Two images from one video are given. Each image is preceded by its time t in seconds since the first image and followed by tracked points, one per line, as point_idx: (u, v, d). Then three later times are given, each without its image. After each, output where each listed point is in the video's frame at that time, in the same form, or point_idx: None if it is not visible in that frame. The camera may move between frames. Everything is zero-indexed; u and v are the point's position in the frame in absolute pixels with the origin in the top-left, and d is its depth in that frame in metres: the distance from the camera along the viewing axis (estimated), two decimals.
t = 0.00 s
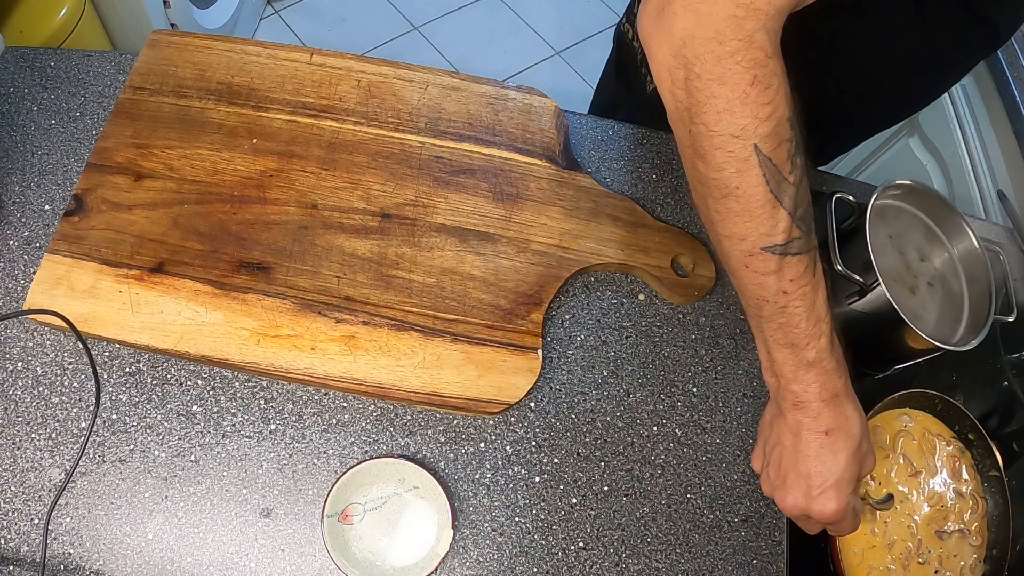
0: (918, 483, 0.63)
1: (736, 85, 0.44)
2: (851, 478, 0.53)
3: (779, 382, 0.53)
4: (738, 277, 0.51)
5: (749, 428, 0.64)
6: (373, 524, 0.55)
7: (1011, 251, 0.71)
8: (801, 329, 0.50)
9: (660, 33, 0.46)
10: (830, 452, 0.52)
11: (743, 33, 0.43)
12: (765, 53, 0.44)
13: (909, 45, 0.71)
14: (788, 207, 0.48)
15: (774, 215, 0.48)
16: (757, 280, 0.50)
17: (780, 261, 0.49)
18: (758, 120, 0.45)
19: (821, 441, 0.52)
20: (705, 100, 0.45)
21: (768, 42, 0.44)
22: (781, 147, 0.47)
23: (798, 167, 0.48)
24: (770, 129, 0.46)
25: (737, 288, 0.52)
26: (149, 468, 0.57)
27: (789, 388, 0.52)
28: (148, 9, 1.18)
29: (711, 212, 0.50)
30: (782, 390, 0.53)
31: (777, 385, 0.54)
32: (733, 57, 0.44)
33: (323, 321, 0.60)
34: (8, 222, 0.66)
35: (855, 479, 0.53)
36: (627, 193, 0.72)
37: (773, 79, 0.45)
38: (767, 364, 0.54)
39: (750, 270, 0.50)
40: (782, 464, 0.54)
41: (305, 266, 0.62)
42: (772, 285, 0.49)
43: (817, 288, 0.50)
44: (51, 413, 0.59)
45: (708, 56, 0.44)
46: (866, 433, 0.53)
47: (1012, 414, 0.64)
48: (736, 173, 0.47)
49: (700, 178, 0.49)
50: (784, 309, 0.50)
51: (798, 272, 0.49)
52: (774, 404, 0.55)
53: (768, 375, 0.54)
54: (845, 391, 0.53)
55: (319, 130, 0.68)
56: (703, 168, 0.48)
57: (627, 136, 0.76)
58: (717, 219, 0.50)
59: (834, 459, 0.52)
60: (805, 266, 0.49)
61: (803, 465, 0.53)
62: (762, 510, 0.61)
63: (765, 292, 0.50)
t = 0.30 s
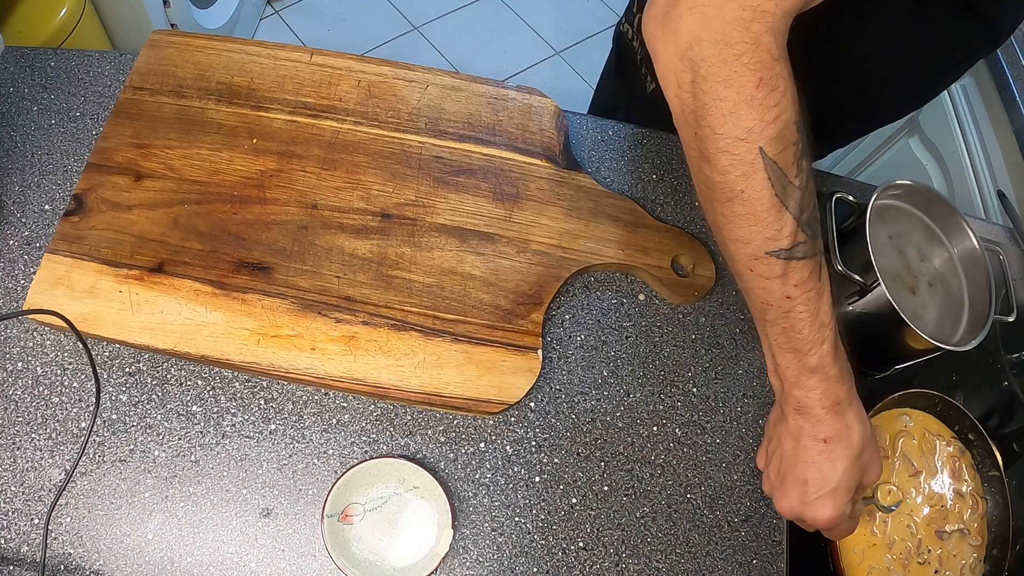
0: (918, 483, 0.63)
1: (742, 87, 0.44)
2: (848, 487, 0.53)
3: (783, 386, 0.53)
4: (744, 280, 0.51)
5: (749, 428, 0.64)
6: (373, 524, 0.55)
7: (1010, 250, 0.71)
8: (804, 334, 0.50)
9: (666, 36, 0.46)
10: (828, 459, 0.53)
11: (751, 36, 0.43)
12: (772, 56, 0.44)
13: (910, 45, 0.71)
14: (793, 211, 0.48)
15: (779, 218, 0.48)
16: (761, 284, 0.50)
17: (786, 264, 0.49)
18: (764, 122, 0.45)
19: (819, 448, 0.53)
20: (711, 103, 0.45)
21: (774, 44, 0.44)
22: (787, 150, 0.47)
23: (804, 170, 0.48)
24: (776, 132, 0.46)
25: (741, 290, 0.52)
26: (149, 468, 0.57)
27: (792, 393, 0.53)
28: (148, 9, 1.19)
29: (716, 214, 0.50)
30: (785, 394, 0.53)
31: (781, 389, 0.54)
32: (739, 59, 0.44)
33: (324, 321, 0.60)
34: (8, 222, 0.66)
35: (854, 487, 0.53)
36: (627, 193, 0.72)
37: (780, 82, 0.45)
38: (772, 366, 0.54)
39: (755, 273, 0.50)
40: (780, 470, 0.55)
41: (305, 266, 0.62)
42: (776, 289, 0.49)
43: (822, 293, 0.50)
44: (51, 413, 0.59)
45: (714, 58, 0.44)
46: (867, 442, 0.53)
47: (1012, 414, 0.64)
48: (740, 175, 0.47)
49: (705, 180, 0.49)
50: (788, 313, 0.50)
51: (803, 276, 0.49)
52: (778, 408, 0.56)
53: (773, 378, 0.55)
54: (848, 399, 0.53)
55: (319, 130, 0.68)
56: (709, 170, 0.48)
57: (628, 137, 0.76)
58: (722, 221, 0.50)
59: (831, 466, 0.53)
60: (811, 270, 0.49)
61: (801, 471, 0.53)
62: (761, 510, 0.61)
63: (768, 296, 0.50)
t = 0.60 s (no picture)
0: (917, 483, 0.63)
1: (736, 80, 0.44)
2: (859, 490, 0.53)
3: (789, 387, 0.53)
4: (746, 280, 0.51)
5: (749, 428, 0.64)
6: (373, 524, 0.55)
7: (1011, 250, 0.71)
8: (808, 333, 0.50)
9: (657, 30, 0.46)
10: (838, 462, 0.52)
11: (743, 28, 0.43)
12: (765, 48, 0.44)
13: (910, 46, 0.71)
14: (793, 205, 0.48)
15: (780, 214, 0.48)
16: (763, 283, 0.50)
17: (787, 262, 0.48)
18: (760, 116, 0.45)
19: (827, 450, 0.53)
20: (705, 98, 0.45)
21: (767, 36, 0.44)
22: (785, 144, 0.46)
23: (803, 164, 0.48)
24: (774, 124, 0.46)
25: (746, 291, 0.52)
26: (149, 468, 0.57)
27: (799, 394, 0.53)
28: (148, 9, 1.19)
29: (715, 214, 0.50)
30: (792, 396, 0.54)
31: (788, 390, 0.54)
32: (732, 52, 0.44)
33: (324, 321, 0.60)
34: (9, 222, 0.66)
35: (866, 489, 0.53)
36: (627, 193, 0.72)
37: (775, 74, 0.44)
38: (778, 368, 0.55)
39: (757, 271, 0.49)
40: (790, 475, 0.55)
41: (305, 266, 0.62)
42: (779, 288, 0.49)
43: (826, 289, 0.50)
44: (51, 413, 0.59)
45: (707, 52, 0.44)
46: (877, 443, 0.53)
47: (1012, 414, 0.64)
48: (737, 170, 0.47)
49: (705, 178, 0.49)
50: (792, 312, 0.50)
51: (806, 273, 0.49)
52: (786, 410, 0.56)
53: (779, 380, 0.55)
54: (856, 399, 0.52)
55: (319, 130, 0.68)
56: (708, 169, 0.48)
57: (628, 137, 0.76)
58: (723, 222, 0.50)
59: (840, 468, 0.53)
60: (813, 266, 0.49)
61: (811, 475, 0.53)
62: (761, 510, 0.61)
63: (772, 295, 0.50)
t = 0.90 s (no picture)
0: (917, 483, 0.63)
1: (731, 71, 0.43)
2: (905, 492, 0.53)
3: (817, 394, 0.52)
4: (760, 284, 0.50)
5: (749, 429, 0.64)
6: (373, 524, 0.55)
7: (1011, 250, 0.71)
8: (834, 333, 0.49)
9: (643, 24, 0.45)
10: (880, 465, 0.53)
11: (734, 16, 0.42)
12: (760, 34, 0.43)
13: (910, 46, 0.71)
14: (803, 197, 0.47)
15: (790, 208, 0.47)
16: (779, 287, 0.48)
17: (803, 259, 0.47)
18: (760, 106, 0.44)
19: (870, 455, 0.53)
20: (698, 92, 0.44)
21: (761, 23, 0.43)
22: (788, 135, 0.46)
23: (808, 153, 0.47)
24: (775, 116, 0.45)
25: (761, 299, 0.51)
26: (149, 468, 0.57)
27: (829, 400, 0.52)
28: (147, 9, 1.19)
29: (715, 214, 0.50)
30: (823, 403, 0.53)
31: (816, 397, 0.53)
32: (725, 41, 0.43)
33: (324, 321, 0.60)
34: (8, 222, 0.66)
35: (911, 491, 0.53)
36: (627, 193, 0.72)
37: (772, 61, 0.44)
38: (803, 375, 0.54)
39: (772, 273, 0.48)
40: (832, 487, 0.54)
41: (305, 266, 0.62)
42: (798, 289, 0.48)
43: (844, 286, 0.49)
44: (51, 413, 0.59)
45: (697, 43, 0.43)
46: (917, 442, 0.54)
47: (1012, 414, 0.64)
48: (742, 167, 0.46)
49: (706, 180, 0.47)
50: (814, 312, 0.49)
51: (824, 269, 0.48)
52: (816, 418, 0.55)
53: (805, 387, 0.54)
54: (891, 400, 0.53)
55: (319, 130, 0.68)
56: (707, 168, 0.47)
57: (627, 137, 0.76)
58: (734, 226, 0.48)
59: (886, 473, 0.53)
60: (831, 261, 0.48)
61: (856, 483, 0.53)
62: (762, 510, 0.61)
63: (790, 297, 0.49)
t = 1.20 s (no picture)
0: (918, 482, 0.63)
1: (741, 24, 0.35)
2: (1010, 471, 0.50)
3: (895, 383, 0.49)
4: (810, 267, 0.44)
5: (749, 429, 0.64)
6: (373, 524, 0.55)
7: (1011, 250, 0.70)
8: (906, 307, 0.45)
9: None
10: (978, 447, 0.50)
11: None
12: None
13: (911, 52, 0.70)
14: (845, 154, 0.40)
15: (833, 169, 0.40)
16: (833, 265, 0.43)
17: (857, 226, 0.41)
18: (781, 58, 0.36)
19: (967, 440, 0.50)
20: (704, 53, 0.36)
21: None
22: (816, 86, 0.38)
23: (837, 105, 0.40)
24: (798, 67, 0.37)
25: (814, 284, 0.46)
26: (149, 468, 0.57)
27: (909, 385, 0.49)
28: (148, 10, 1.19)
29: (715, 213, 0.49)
30: (903, 392, 0.49)
31: (891, 388, 0.50)
32: None
33: (324, 321, 0.60)
34: (8, 222, 0.66)
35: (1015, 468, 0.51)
36: (627, 193, 0.72)
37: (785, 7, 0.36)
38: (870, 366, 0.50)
39: (823, 251, 0.42)
40: (924, 480, 0.52)
41: (305, 266, 0.62)
42: (856, 262, 0.43)
43: (903, 253, 0.44)
44: (51, 413, 0.59)
45: None
46: (1011, 414, 0.51)
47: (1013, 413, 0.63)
48: (771, 131, 0.38)
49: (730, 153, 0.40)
50: (880, 286, 0.44)
51: (881, 235, 0.43)
52: (893, 411, 0.52)
53: (875, 377, 0.50)
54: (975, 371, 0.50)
55: (319, 130, 0.68)
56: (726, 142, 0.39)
57: (628, 136, 0.76)
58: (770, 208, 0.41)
59: (984, 453, 0.50)
60: (885, 223, 0.42)
61: (958, 475, 0.50)
62: (762, 510, 0.61)
63: (848, 273, 0.43)
